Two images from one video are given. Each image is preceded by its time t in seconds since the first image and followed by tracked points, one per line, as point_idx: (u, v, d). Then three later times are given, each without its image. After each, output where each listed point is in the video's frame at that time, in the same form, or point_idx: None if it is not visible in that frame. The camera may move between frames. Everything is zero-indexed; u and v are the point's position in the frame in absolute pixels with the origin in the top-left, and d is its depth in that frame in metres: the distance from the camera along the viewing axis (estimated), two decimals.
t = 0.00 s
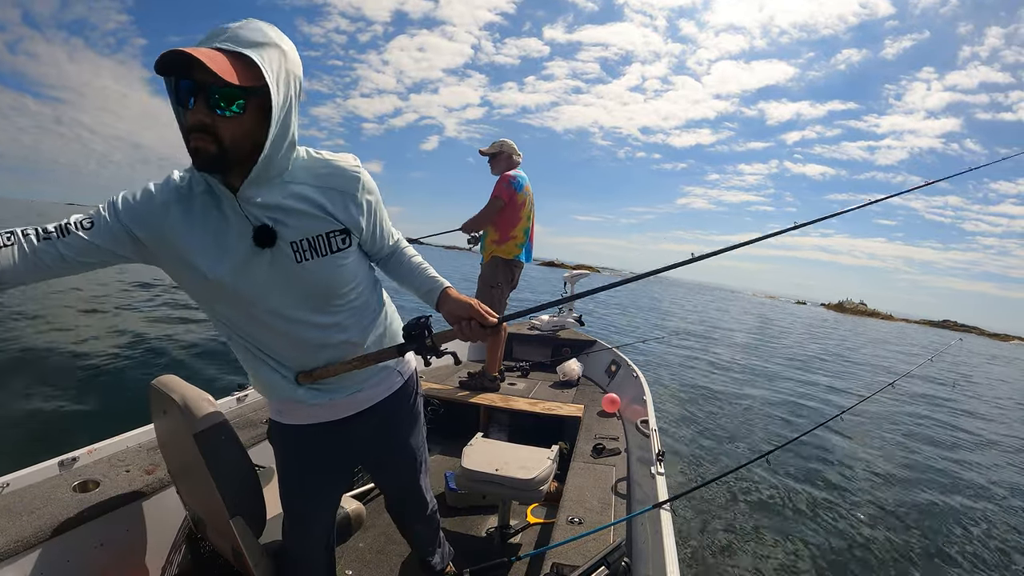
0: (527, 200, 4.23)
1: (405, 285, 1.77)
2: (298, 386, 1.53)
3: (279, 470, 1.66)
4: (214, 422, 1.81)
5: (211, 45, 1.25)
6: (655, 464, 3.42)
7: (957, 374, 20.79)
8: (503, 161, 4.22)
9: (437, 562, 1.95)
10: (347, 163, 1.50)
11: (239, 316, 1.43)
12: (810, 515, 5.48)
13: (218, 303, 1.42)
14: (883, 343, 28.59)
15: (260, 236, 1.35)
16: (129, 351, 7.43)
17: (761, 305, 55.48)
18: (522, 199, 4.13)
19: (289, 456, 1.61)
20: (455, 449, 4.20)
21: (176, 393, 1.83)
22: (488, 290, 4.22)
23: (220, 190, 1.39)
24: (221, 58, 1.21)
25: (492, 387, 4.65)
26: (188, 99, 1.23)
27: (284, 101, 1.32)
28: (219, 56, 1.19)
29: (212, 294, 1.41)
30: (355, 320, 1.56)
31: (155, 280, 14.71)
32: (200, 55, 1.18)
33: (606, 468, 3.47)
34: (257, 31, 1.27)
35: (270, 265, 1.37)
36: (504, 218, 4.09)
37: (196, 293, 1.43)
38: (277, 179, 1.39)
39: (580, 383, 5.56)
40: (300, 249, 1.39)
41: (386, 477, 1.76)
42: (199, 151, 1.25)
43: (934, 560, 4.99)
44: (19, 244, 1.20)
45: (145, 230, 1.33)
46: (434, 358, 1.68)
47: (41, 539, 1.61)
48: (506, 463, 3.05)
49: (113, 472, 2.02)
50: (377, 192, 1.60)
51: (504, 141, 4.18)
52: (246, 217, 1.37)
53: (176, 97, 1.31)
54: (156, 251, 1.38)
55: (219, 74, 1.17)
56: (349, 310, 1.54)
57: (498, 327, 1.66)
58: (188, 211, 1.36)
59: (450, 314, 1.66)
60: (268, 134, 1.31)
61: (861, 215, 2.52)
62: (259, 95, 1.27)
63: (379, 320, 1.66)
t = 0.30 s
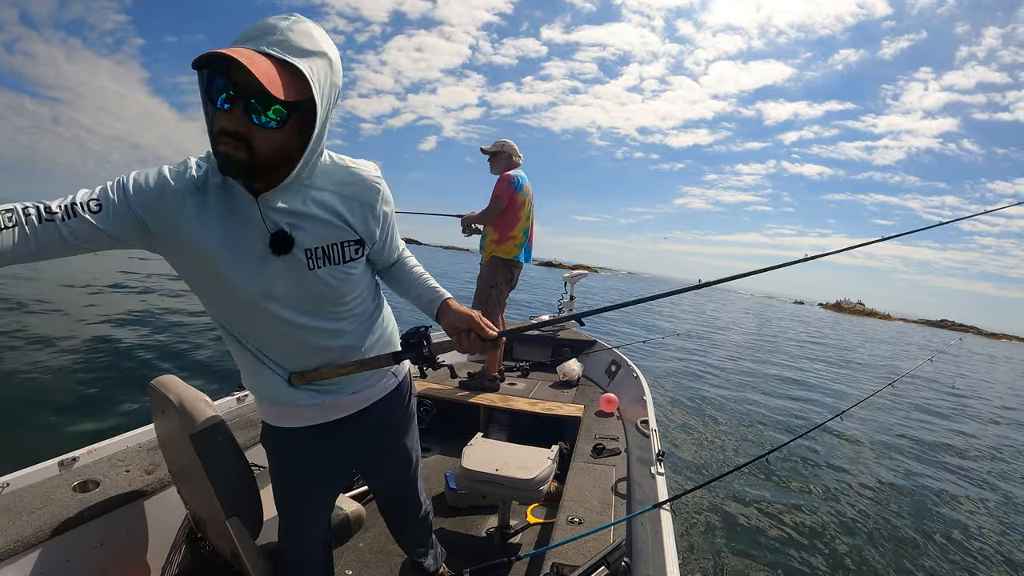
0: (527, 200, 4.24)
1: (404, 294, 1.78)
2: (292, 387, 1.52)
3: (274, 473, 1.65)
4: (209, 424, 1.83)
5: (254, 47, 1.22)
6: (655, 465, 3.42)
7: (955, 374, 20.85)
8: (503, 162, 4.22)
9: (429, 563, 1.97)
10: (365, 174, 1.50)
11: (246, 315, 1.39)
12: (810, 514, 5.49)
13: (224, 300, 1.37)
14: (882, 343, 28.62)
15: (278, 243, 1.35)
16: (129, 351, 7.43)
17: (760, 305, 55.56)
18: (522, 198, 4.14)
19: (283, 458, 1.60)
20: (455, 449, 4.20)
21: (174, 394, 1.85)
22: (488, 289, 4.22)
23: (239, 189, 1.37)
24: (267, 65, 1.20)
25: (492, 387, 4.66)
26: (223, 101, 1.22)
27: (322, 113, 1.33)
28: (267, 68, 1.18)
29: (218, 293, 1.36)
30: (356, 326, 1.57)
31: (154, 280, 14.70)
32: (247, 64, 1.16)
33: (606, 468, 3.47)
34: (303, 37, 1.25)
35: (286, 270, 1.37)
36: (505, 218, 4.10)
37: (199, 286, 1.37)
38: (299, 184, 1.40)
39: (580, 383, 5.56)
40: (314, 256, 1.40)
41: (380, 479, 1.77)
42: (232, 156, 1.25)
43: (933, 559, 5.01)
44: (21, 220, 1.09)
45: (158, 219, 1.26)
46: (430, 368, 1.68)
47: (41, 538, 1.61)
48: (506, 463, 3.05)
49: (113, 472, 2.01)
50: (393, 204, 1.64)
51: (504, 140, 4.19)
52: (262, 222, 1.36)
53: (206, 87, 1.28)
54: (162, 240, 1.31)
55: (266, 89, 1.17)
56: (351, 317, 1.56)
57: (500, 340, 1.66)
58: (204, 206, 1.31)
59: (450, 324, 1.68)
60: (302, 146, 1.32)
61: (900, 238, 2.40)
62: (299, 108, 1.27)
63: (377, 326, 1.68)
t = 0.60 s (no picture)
0: (530, 201, 4.25)
1: (402, 294, 1.80)
2: (294, 390, 1.50)
3: (270, 473, 1.63)
4: (207, 424, 1.83)
5: (307, 60, 1.21)
6: (655, 464, 3.43)
7: (952, 376, 20.92)
8: (505, 162, 4.24)
9: (425, 564, 1.95)
10: (381, 174, 1.57)
11: (260, 319, 1.37)
12: (809, 516, 5.50)
13: (240, 305, 1.34)
14: (879, 346, 28.74)
15: (306, 246, 1.36)
16: (127, 351, 7.42)
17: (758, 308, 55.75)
18: (526, 199, 4.15)
19: (279, 458, 1.58)
20: (455, 449, 4.19)
21: (171, 393, 1.85)
22: (490, 289, 4.21)
23: (259, 192, 1.35)
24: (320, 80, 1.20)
25: (492, 387, 4.66)
26: (269, 111, 1.20)
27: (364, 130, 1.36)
28: (324, 85, 1.19)
29: (234, 298, 1.33)
30: (359, 326, 1.60)
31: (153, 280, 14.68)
32: (305, 80, 1.16)
33: (606, 468, 3.47)
34: (353, 50, 1.26)
35: (305, 274, 1.38)
36: (508, 218, 4.10)
37: (213, 291, 1.34)
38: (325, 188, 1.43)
39: (580, 383, 5.57)
40: (336, 256, 1.43)
41: (373, 480, 1.77)
42: (271, 165, 1.24)
43: (932, 562, 5.02)
44: (44, 232, 1.04)
45: (180, 224, 1.22)
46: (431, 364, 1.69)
47: (41, 539, 1.60)
48: (506, 463, 3.05)
49: (113, 472, 2.00)
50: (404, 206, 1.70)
51: (506, 141, 4.19)
52: (290, 225, 1.36)
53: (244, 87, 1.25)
54: (179, 244, 1.27)
55: (325, 107, 1.18)
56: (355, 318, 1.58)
57: (502, 334, 1.67)
58: (225, 209, 1.28)
59: (451, 323, 1.68)
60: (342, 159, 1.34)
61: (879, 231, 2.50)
62: (345, 124, 1.30)
63: (375, 327, 1.68)
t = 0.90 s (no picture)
0: (533, 204, 4.25)
1: (406, 294, 1.80)
2: (301, 385, 1.50)
3: (270, 473, 1.61)
4: (206, 424, 1.81)
5: (354, 63, 1.22)
6: (655, 464, 3.42)
7: (949, 383, 20.98)
8: (507, 164, 4.22)
9: (421, 565, 1.95)
10: (399, 173, 1.62)
11: (277, 314, 1.36)
12: (808, 521, 5.51)
13: (257, 299, 1.33)
14: (876, 352, 28.85)
15: (332, 241, 1.37)
16: (125, 348, 7.39)
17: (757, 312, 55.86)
18: (530, 202, 4.15)
19: (281, 458, 1.57)
20: (455, 449, 4.18)
21: (171, 393, 1.84)
22: (491, 290, 4.20)
23: (287, 185, 1.35)
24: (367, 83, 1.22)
25: (492, 387, 4.65)
26: (314, 109, 1.22)
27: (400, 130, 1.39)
28: (372, 90, 1.20)
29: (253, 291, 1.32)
30: (372, 324, 1.60)
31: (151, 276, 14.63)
32: (354, 84, 1.18)
33: (606, 468, 3.47)
34: (398, 56, 1.29)
35: (325, 270, 1.38)
36: (511, 221, 4.09)
37: (234, 285, 1.33)
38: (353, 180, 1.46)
39: (580, 383, 5.57)
40: (358, 252, 1.45)
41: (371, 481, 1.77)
42: (312, 161, 1.28)
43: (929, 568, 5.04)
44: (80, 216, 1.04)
45: (207, 215, 1.22)
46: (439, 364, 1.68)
47: (41, 539, 1.59)
48: (506, 463, 3.04)
49: (114, 472, 1.99)
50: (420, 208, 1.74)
51: (505, 144, 4.19)
52: (317, 220, 1.37)
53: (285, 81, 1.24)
54: (203, 236, 1.26)
55: (373, 111, 1.20)
56: (367, 315, 1.59)
57: (509, 332, 1.68)
58: (251, 203, 1.28)
59: (457, 323, 1.69)
60: (377, 156, 1.37)
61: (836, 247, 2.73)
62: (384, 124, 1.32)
63: (382, 328, 1.68)
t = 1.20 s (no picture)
0: (536, 204, 4.24)
1: (423, 301, 1.86)
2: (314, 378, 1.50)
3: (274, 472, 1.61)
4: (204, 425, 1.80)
5: (407, 58, 1.34)
6: (655, 464, 3.42)
7: (947, 389, 21.00)
8: (509, 165, 4.22)
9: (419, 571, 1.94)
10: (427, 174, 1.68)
11: (305, 296, 1.36)
12: (806, 525, 5.51)
13: (285, 280, 1.33)
14: (874, 357, 28.89)
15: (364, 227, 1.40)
16: (122, 346, 7.37)
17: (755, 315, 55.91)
18: (531, 203, 4.14)
19: (285, 458, 1.56)
20: (455, 449, 4.18)
21: (171, 392, 1.82)
22: (492, 290, 4.20)
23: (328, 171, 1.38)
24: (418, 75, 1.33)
25: (492, 387, 4.65)
26: (369, 100, 1.30)
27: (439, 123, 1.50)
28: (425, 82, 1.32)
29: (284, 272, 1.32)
30: (388, 321, 1.63)
31: (150, 272, 14.61)
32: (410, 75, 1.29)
33: (606, 467, 3.47)
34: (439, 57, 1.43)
35: (355, 256, 1.40)
36: (513, 221, 4.09)
37: (262, 264, 1.33)
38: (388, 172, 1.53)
39: (580, 383, 5.56)
40: (386, 241, 1.49)
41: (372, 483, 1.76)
42: (364, 147, 1.36)
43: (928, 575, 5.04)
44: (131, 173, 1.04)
45: (250, 192, 1.23)
46: (453, 361, 1.75)
47: (40, 538, 1.58)
48: (506, 463, 3.03)
49: (113, 471, 1.98)
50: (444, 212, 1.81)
51: (508, 144, 4.18)
52: (353, 205, 1.41)
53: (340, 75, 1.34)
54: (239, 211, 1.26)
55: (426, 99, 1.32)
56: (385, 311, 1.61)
57: (521, 335, 1.71)
58: (292, 183, 1.30)
59: (474, 321, 1.73)
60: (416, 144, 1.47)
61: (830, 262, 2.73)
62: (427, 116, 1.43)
63: (394, 329, 1.69)
